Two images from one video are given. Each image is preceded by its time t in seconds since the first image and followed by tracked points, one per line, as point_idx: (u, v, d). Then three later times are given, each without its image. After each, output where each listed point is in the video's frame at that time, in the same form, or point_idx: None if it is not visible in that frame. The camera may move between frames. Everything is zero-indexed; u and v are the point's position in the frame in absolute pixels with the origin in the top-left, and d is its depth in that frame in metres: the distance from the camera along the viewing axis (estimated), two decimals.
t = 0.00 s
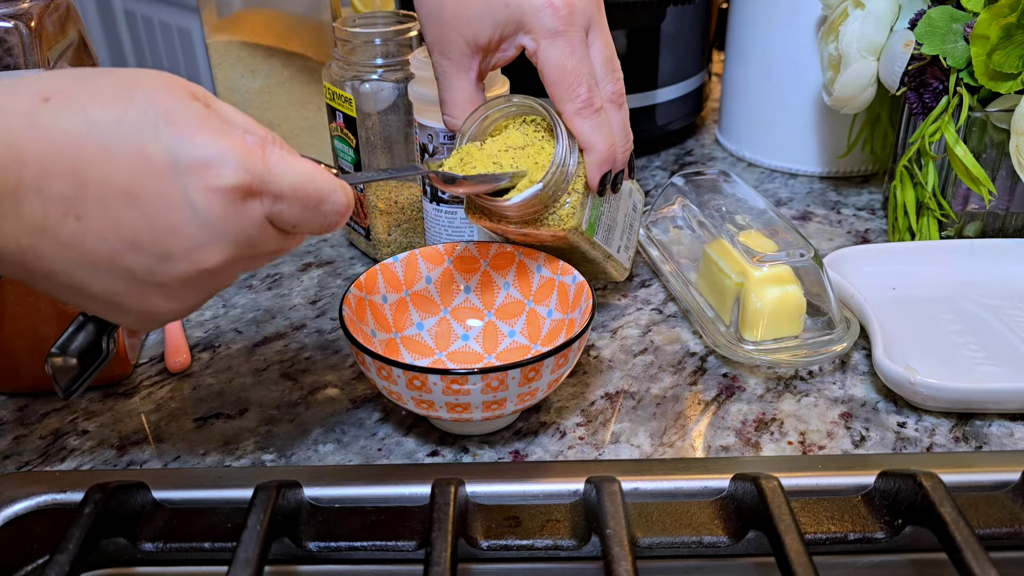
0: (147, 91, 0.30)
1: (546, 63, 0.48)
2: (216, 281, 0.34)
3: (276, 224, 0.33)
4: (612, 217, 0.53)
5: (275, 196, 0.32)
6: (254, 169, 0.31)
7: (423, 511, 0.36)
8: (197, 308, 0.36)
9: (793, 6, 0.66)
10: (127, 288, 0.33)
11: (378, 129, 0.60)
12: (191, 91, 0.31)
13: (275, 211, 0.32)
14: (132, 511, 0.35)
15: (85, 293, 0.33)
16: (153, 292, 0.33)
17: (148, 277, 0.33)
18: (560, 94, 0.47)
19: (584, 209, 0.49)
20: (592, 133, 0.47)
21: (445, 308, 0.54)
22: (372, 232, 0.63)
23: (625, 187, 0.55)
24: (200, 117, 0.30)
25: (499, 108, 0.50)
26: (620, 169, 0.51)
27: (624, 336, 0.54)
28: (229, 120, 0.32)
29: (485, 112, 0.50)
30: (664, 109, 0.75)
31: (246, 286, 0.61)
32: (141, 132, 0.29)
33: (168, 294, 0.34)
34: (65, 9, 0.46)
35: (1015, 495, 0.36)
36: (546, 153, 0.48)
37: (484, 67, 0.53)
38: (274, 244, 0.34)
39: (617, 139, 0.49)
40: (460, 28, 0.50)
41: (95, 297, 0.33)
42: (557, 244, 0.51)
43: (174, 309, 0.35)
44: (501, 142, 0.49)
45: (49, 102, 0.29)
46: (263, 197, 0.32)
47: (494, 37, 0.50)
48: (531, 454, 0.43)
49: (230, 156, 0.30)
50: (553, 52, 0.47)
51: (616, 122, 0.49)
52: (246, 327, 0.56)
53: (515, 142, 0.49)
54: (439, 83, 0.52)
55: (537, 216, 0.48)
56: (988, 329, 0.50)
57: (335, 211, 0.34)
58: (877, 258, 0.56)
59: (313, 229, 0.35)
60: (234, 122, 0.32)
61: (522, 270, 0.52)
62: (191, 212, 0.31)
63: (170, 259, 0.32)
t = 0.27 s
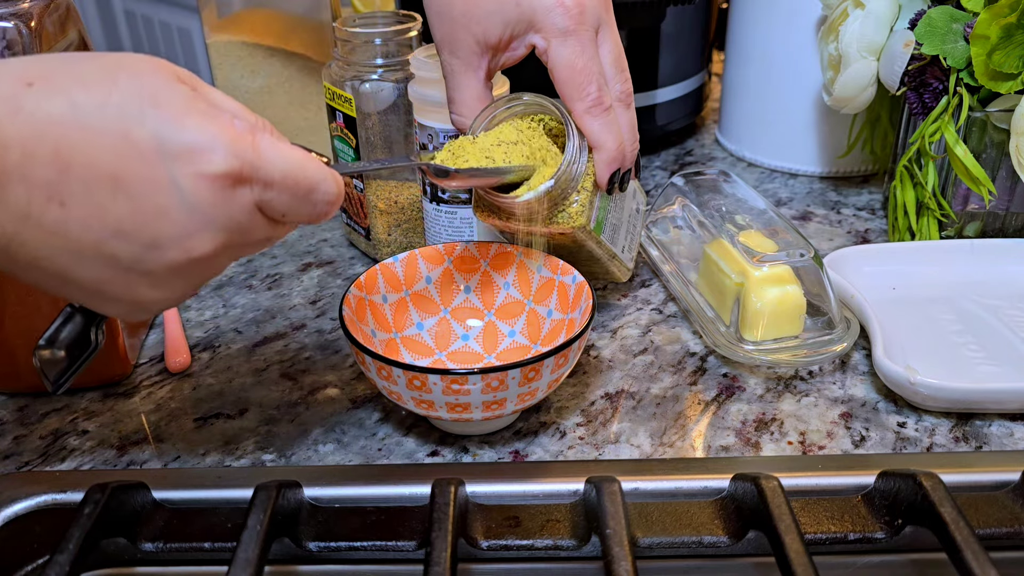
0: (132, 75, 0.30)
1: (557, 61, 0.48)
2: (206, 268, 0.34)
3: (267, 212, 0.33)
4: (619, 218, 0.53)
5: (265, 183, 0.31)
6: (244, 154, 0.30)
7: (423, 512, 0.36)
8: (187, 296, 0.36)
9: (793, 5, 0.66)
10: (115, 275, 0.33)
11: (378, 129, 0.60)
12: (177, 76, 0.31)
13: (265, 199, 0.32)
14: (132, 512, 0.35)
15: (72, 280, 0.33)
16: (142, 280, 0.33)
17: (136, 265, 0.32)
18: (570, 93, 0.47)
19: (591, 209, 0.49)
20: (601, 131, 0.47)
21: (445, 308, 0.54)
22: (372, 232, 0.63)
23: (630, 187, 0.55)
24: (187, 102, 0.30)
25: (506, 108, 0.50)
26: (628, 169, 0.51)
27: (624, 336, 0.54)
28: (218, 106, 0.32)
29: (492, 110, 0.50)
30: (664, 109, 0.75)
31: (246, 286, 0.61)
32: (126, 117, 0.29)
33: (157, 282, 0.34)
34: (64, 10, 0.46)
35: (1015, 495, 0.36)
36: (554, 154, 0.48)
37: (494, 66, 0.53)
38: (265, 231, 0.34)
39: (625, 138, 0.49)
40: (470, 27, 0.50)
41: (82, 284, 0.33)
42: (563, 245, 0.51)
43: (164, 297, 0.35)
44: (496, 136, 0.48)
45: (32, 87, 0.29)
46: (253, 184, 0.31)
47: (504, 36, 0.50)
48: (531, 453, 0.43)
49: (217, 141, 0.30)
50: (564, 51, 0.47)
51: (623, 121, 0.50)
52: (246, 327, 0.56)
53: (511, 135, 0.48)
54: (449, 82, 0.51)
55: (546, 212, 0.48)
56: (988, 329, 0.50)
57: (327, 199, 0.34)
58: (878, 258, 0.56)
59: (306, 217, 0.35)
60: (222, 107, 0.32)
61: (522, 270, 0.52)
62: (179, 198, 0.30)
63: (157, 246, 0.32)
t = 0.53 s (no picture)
0: (148, 41, 0.30)
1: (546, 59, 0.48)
2: (219, 238, 0.34)
3: (281, 180, 0.34)
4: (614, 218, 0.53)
5: (282, 149, 0.32)
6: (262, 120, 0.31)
7: (423, 511, 0.36)
8: (198, 269, 0.36)
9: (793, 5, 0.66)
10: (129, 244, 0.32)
11: (378, 129, 0.60)
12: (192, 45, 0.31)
13: (281, 165, 0.33)
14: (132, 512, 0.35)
15: (89, 249, 0.33)
16: (158, 249, 0.33)
17: (153, 232, 0.32)
18: (559, 92, 0.47)
19: (581, 210, 0.49)
20: (590, 132, 0.47)
21: (445, 308, 0.54)
22: (372, 232, 0.63)
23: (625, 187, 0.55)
24: (204, 68, 0.30)
25: (499, 104, 0.50)
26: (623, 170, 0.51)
27: (624, 336, 0.54)
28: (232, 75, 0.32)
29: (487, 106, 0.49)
30: (664, 109, 0.75)
31: (246, 286, 0.61)
32: (145, 80, 0.29)
33: (172, 251, 0.34)
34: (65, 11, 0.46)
35: (1015, 495, 0.36)
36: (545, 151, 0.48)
37: (485, 66, 0.53)
38: (278, 201, 0.35)
39: (615, 139, 0.49)
40: (460, 27, 0.50)
41: (99, 254, 0.33)
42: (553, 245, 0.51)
43: (176, 269, 0.35)
44: (503, 134, 0.48)
45: (49, 52, 0.28)
46: (271, 149, 0.32)
47: (494, 35, 0.51)
48: (531, 453, 0.43)
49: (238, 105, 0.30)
50: (553, 50, 0.48)
51: (614, 122, 0.49)
52: (246, 327, 0.56)
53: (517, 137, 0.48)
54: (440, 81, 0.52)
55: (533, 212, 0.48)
56: (988, 329, 0.50)
57: (340, 168, 0.35)
58: (878, 258, 0.56)
59: (318, 188, 0.36)
60: (237, 76, 0.32)
61: (522, 270, 0.52)
62: (199, 163, 0.30)
63: (176, 212, 0.32)
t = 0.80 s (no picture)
0: (155, 8, 0.30)
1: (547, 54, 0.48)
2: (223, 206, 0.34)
3: (286, 148, 0.34)
4: (614, 214, 0.53)
5: (287, 114, 0.32)
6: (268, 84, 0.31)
7: (423, 512, 0.36)
8: (201, 241, 0.36)
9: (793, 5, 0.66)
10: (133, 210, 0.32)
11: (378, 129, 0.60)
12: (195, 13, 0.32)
13: (285, 131, 0.33)
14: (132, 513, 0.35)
15: (93, 217, 0.32)
16: (163, 216, 0.33)
17: (158, 197, 0.32)
18: (560, 87, 0.47)
19: (582, 204, 0.49)
20: (590, 126, 0.47)
21: (445, 308, 0.54)
22: (372, 232, 0.63)
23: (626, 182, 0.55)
24: (210, 32, 0.30)
25: (499, 100, 0.49)
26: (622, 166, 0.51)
27: (624, 336, 0.54)
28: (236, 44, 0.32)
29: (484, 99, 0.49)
30: (664, 109, 0.75)
31: (246, 286, 0.61)
32: (150, 41, 0.29)
33: (177, 218, 0.33)
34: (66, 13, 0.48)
35: (1015, 495, 0.36)
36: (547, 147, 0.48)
37: (484, 62, 0.53)
38: (282, 171, 0.35)
39: (616, 134, 0.49)
40: (459, 23, 0.50)
41: (102, 222, 0.33)
42: (556, 240, 0.51)
43: (180, 238, 0.35)
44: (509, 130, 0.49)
45: (56, 17, 0.28)
46: (275, 113, 0.32)
47: (493, 31, 0.51)
48: (531, 453, 0.43)
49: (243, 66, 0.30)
50: (553, 45, 0.48)
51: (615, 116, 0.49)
52: (246, 327, 0.56)
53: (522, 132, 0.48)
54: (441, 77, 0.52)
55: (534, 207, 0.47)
56: (988, 329, 0.50)
57: (344, 138, 0.35)
58: (878, 258, 0.56)
59: (322, 159, 0.35)
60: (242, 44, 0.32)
61: (522, 270, 0.52)
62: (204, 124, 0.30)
63: (181, 175, 0.31)
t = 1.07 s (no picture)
0: (150, 32, 0.30)
1: (545, 50, 0.48)
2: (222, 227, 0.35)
3: (283, 170, 0.34)
4: (613, 211, 0.53)
5: (282, 139, 0.32)
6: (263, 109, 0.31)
7: (423, 512, 0.36)
8: (201, 259, 0.36)
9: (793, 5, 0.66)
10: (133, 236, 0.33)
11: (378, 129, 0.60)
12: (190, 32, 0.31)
13: (281, 155, 0.33)
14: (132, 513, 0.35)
15: (94, 240, 0.33)
16: (161, 240, 0.33)
17: (156, 223, 0.32)
18: (559, 83, 0.47)
19: (581, 201, 0.49)
20: (590, 123, 0.47)
21: (445, 308, 0.54)
22: (372, 232, 0.63)
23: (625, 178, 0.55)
24: (204, 57, 0.30)
25: (498, 97, 0.49)
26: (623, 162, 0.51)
27: (624, 336, 0.54)
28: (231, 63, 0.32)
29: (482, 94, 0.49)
30: (664, 109, 0.75)
31: (246, 286, 0.61)
32: (146, 70, 0.29)
33: (175, 242, 0.34)
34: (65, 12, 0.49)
35: (1015, 495, 0.36)
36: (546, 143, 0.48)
37: (483, 58, 0.53)
38: (279, 192, 0.35)
39: (616, 130, 0.49)
40: (458, 19, 0.50)
41: (104, 245, 0.33)
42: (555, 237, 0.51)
43: (181, 260, 0.35)
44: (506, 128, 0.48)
45: (52, 45, 0.29)
46: (271, 139, 0.32)
47: (493, 27, 0.51)
48: (531, 453, 0.43)
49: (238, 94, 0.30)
50: (552, 40, 0.48)
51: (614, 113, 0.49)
52: (246, 327, 0.56)
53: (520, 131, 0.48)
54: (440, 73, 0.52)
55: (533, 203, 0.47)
56: (988, 329, 0.50)
57: (341, 158, 0.35)
58: (878, 258, 0.56)
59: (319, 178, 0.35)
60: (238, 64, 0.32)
61: (522, 270, 0.52)
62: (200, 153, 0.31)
63: (178, 203, 0.32)
